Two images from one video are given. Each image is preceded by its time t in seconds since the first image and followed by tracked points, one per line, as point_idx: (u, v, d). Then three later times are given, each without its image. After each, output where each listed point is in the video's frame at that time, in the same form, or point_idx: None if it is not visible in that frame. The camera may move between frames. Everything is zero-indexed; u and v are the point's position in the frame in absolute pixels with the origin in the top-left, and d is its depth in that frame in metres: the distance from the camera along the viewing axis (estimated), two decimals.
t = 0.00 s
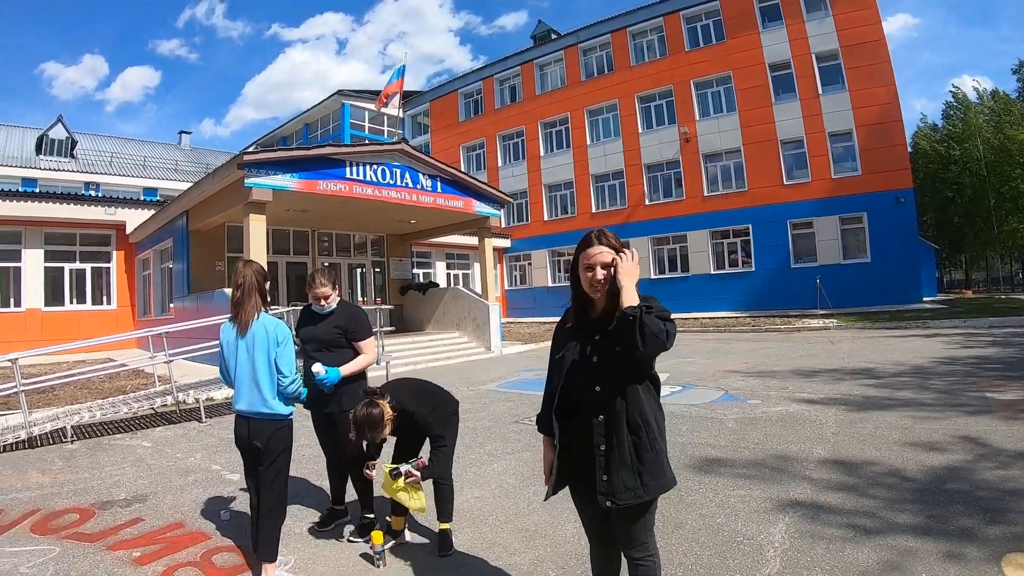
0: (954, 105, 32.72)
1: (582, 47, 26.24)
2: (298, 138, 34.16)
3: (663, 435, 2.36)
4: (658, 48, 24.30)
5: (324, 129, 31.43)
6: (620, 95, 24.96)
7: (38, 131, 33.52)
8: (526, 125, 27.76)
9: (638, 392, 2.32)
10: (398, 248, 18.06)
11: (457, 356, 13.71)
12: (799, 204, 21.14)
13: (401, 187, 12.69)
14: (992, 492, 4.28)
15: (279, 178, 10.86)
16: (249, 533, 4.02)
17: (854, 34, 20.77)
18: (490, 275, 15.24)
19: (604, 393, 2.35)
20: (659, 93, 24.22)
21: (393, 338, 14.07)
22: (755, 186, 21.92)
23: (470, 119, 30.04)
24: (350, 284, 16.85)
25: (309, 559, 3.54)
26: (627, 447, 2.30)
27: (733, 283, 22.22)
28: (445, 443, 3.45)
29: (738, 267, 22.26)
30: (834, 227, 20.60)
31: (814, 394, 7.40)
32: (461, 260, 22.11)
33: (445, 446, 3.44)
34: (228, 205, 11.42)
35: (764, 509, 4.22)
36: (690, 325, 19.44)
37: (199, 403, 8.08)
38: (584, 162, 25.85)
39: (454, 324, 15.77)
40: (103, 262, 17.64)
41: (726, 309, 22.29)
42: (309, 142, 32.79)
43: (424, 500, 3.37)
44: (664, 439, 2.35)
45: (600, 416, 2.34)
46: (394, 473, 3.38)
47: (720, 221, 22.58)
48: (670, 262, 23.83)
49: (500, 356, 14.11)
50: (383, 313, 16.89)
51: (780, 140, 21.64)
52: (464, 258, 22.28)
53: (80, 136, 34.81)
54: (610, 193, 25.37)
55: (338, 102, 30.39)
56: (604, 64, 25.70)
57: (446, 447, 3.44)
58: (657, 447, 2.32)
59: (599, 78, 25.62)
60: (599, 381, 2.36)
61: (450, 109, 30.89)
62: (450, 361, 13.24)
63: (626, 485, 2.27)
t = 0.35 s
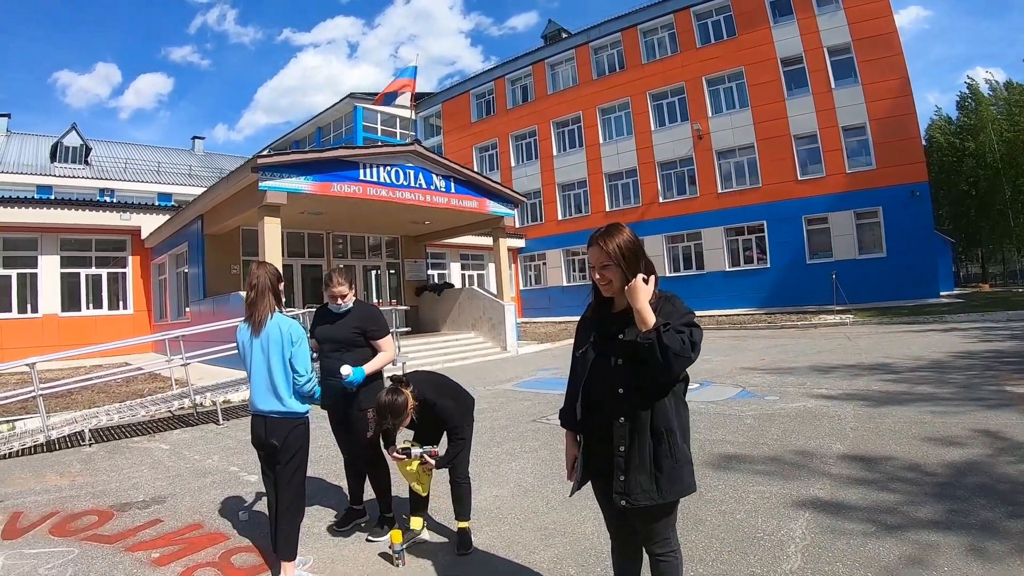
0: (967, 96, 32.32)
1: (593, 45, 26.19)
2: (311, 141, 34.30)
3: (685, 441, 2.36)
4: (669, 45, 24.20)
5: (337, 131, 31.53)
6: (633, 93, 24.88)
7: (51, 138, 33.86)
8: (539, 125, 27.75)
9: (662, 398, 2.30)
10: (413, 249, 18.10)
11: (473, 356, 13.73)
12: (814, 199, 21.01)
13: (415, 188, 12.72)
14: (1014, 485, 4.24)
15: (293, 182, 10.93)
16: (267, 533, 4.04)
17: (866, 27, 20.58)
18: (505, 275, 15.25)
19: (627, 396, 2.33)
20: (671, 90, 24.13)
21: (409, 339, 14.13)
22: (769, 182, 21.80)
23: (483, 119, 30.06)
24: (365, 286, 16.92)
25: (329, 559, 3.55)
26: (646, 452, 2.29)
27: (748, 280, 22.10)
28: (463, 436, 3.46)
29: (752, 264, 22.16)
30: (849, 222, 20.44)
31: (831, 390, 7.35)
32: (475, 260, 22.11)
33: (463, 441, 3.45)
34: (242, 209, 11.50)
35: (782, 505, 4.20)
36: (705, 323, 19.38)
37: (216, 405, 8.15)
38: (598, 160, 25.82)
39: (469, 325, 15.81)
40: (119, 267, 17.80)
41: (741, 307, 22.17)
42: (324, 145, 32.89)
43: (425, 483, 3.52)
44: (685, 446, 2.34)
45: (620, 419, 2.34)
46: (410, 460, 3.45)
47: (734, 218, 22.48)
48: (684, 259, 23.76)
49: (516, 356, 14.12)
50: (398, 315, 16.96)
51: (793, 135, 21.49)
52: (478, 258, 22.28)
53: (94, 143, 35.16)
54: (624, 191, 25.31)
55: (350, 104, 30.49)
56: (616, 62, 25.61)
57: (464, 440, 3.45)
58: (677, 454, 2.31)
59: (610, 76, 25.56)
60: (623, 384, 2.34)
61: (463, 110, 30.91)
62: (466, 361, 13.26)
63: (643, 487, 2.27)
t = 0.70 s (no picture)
0: (986, 86, 31.80)
1: (607, 39, 26.07)
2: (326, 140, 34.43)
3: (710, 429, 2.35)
4: (684, 38, 24.03)
5: (353, 130, 31.59)
6: (648, 87, 24.77)
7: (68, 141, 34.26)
8: (554, 120, 27.75)
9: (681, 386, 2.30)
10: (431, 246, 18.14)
11: (492, 352, 13.77)
12: (831, 191, 20.82)
13: (432, 185, 12.73)
14: None
15: (310, 179, 10.98)
16: (287, 528, 4.07)
17: (882, 17, 20.29)
18: (523, 271, 15.26)
19: (646, 388, 2.34)
20: (686, 83, 24.00)
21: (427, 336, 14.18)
22: (786, 175, 21.65)
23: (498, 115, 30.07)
24: (383, 283, 17.01)
25: (348, 554, 3.58)
26: (670, 441, 2.30)
27: (766, 274, 21.96)
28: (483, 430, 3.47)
29: (771, 258, 22.03)
30: (867, 214, 20.23)
31: (850, 383, 7.30)
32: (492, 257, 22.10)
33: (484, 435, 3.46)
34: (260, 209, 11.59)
35: (801, 500, 4.17)
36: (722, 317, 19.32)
37: (235, 403, 8.23)
38: (614, 155, 25.74)
39: (487, 321, 15.85)
40: (137, 267, 18.00)
41: (759, 301, 22.04)
42: (339, 144, 32.98)
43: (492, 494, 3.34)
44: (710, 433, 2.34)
45: (641, 410, 2.35)
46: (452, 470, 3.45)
47: (751, 211, 22.35)
48: (702, 253, 23.71)
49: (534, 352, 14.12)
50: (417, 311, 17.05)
51: (810, 127, 21.31)
52: (496, 255, 22.27)
53: (111, 144, 35.57)
54: (641, 185, 25.27)
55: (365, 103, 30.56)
56: (631, 56, 25.48)
57: (484, 435, 3.45)
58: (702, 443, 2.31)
59: (625, 71, 25.45)
60: (642, 375, 2.34)
61: (477, 106, 30.92)
62: (484, 357, 13.30)
63: (669, 477, 2.28)
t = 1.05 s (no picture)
0: (1003, 76, 31.30)
1: (620, 35, 25.96)
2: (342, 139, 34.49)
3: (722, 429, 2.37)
4: (697, 32, 23.89)
5: (368, 129, 31.58)
6: (661, 82, 24.68)
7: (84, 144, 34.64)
8: (569, 116, 27.71)
9: (689, 384, 2.34)
10: (447, 244, 18.17)
11: (510, 349, 13.80)
12: (849, 185, 20.64)
13: (448, 183, 12.76)
14: None
15: (326, 179, 11.03)
16: (306, 527, 4.10)
17: (897, 8, 20.02)
18: (540, 268, 15.27)
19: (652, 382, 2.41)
20: (700, 78, 23.87)
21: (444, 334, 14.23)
22: (802, 169, 21.51)
23: (512, 113, 30.07)
24: (400, 282, 17.06)
25: (367, 551, 3.61)
26: (671, 438, 2.35)
27: (783, 269, 21.81)
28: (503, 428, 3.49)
29: (788, 253, 21.89)
30: (885, 208, 20.03)
31: (869, 378, 7.25)
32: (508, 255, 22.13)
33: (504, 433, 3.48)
34: (277, 209, 11.68)
35: (819, 496, 4.15)
36: (739, 313, 19.21)
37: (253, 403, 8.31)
38: (629, 151, 25.68)
39: (505, 318, 15.89)
40: (155, 269, 18.18)
41: (777, 296, 21.88)
42: (354, 144, 33.06)
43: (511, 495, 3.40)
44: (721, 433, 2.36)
45: (648, 404, 2.43)
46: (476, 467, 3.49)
47: (767, 206, 22.23)
48: (718, 249, 23.60)
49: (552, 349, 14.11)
50: (434, 310, 17.13)
51: (826, 120, 21.13)
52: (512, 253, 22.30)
53: (127, 148, 35.96)
54: (657, 181, 25.15)
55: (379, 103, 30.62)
56: (644, 51, 25.38)
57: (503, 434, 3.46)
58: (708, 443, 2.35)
59: (638, 66, 25.36)
60: (650, 369, 2.42)
61: (492, 104, 30.93)
62: (501, 354, 13.33)
63: (668, 473, 2.33)
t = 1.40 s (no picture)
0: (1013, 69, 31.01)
1: (629, 32, 25.90)
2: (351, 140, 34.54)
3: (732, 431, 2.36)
4: (705, 28, 23.79)
5: (377, 129, 31.59)
6: (670, 79, 24.62)
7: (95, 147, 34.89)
8: (578, 114, 27.68)
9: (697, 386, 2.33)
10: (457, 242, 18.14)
11: (521, 347, 13.81)
12: (860, 180, 20.50)
13: (457, 182, 12.78)
14: None
15: (336, 180, 11.06)
16: (320, 525, 4.10)
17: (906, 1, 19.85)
18: (550, 266, 15.26)
19: (658, 382, 2.41)
20: (709, 74, 23.78)
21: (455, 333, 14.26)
22: (812, 164, 21.41)
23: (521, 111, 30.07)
24: (411, 281, 17.12)
25: (381, 550, 3.61)
26: (678, 438, 2.36)
27: (794, 265, 21.73)
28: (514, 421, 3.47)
29: (799, 248, 21.80)
30: (895, 203, 19.88)
31: (882, 374, 7.21)
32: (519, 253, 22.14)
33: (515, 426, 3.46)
34: (287, 210, 11.72)
35: (832, 494, 4.13)
36: (751, 309, 19.17)
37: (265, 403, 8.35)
38: (639, 148, 25.64)
39: (515, 316, 15.90)
40: (167, 270, 18.28)
41: (789, 292, 21.80)
42: (363, 144, 33.11)
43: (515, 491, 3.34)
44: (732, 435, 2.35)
45: (655, 403, 2.44)
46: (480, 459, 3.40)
47: (777, 202, 22.16)
48: (729, 245, 23.55)
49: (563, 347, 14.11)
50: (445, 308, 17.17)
51: (836, 115, 21.02)
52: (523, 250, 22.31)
53: (137, 150, 36.20)
54: (667, 178, 25.09)
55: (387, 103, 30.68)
56: (652, 48, 25.30)
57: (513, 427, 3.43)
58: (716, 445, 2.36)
59: (647, 63, 25.29)
60: (657, 370, 2.40)
61: (500, 102, 30.94)
62: (512, 352, 13.34)
63: (674, 473, 2.35)
